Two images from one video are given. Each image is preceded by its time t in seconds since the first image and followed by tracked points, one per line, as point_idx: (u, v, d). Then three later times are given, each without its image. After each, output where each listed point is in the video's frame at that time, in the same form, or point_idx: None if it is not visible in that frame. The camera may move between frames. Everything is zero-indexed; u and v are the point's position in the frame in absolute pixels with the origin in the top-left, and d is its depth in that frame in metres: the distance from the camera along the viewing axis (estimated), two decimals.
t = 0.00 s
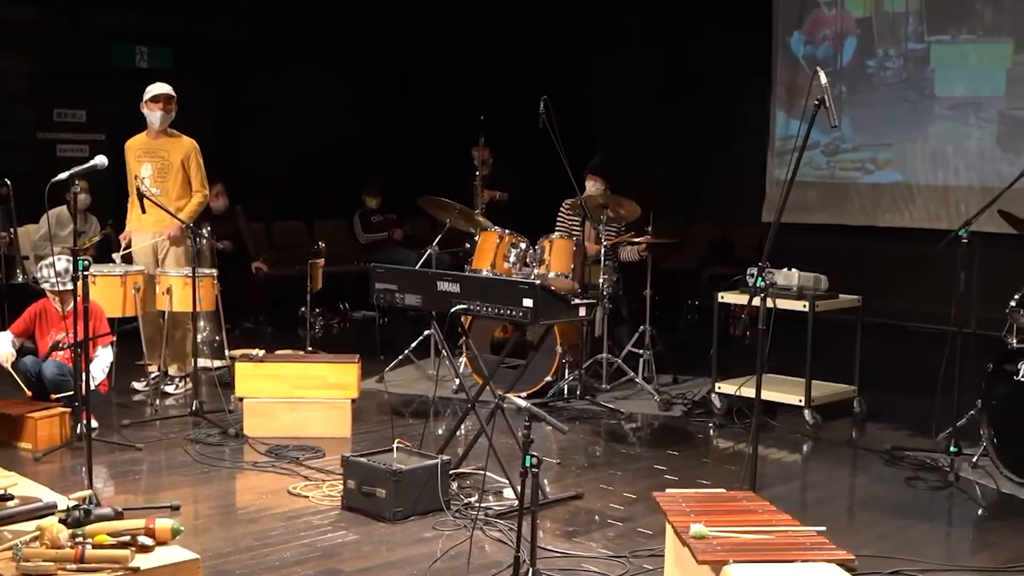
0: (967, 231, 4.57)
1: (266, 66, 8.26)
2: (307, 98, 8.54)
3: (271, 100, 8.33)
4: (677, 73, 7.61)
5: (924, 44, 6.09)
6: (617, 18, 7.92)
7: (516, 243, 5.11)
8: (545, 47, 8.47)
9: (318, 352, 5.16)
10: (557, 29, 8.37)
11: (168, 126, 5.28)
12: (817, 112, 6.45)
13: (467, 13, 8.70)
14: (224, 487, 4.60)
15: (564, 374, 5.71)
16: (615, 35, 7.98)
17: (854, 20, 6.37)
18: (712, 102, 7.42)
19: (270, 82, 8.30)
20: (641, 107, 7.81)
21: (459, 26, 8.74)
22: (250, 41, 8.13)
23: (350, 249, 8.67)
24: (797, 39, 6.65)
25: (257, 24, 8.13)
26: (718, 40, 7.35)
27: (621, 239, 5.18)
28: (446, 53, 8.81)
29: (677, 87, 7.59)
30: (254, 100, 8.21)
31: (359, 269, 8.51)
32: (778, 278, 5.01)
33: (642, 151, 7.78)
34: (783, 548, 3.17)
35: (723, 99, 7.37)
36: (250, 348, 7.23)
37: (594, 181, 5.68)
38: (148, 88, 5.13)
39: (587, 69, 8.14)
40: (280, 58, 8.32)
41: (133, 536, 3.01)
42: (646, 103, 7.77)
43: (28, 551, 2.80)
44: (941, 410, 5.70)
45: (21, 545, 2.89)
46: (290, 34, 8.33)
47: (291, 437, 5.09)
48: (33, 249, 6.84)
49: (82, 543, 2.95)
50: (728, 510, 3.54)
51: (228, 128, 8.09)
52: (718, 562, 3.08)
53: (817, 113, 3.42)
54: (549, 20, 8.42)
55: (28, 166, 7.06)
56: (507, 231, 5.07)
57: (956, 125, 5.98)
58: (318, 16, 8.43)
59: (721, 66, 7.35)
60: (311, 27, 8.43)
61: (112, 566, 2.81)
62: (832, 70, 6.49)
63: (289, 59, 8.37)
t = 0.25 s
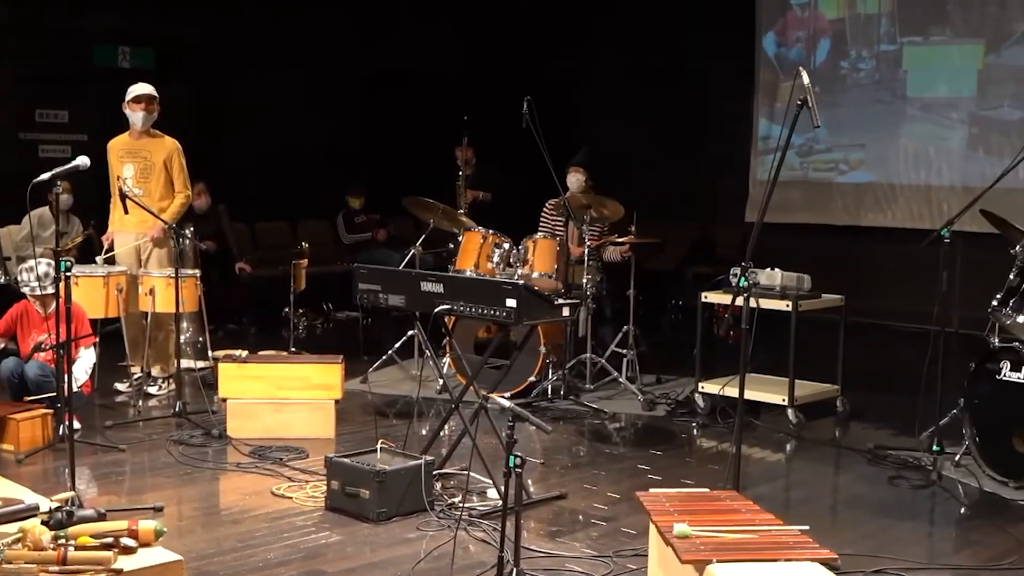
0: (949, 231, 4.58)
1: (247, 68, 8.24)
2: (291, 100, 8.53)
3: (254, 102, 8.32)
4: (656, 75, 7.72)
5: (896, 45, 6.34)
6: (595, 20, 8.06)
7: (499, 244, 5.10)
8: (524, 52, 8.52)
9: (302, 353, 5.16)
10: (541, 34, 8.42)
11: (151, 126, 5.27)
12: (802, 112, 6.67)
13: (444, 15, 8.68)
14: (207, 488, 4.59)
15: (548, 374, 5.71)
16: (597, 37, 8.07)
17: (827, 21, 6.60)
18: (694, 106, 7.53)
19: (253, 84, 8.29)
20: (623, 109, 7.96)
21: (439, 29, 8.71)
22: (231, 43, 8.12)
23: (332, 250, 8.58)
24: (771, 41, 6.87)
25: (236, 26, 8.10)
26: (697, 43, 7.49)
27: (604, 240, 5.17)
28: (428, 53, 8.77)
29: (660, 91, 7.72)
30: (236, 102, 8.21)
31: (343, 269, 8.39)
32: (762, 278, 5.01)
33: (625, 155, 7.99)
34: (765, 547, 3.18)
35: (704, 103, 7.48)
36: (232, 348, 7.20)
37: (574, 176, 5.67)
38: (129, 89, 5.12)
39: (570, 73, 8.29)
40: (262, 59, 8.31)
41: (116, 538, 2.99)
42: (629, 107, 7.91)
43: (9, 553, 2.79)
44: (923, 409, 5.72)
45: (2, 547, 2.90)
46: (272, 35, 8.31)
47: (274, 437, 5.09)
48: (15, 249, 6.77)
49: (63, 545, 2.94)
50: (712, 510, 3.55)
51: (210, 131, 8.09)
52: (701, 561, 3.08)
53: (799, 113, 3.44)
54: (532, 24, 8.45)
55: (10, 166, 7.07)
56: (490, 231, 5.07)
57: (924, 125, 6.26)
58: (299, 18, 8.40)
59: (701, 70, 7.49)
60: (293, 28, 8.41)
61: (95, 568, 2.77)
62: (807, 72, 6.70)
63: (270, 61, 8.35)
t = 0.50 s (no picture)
0: (934, 231, 4.60)
1: (235, 69, 8.21)
2: (279, 100, 8.52)
3: (242, 102, 8.31)
4: (646, 74, 7.56)
5: (872, 46, 6.15)
6: (587, 20, 7.87)
7: (486, 244, 5.11)
8: (511, 50, 8.37)
9: (289, 353, 5.15)
10: (532, 32, 8.22)
11: (136, 127, 5.28)
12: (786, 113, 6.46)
13: (425, 14, 8.53)
14: (194, 489, 4.58)
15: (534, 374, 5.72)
16: (584, 35, 7.93)
17: (803, 22, 6.44)
18: (682, 105, 7.39)
19: (240, 85, 8.27)
20: (611, 106, 7.81)
21: (425, 28, 8.57)
22: (220, 44, 8.09)
23: (318, 251, 8.66)
24: (749, 40, 6.69)
25: (224, 27, 8.08)
26: (687, 40, 7.33)
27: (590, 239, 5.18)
28: (414, 53, 8.63)
29: (648, 88, 7.57)
30: (224, 102, 8.20)
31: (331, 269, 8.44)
32: (748, 277, 5.03)
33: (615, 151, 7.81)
34: (752, 546, 3.19)
35: (692, 101, 7.32)
36: (218, 349, 7.18)
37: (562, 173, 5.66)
38: (115, 90, 5.13)
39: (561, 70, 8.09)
40: (250, 60, 8.28)
41: (102, 540, 3.01)
42: (615, 104, 7.78)
43: None
44: (909, 409, 5.74)
45: None
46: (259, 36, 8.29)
47: (261, 438, 5.08)
48: None
49: (50, 546, 2.94)
50: (698, 509, 3.55)
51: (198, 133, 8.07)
52: (688, 561, 3.08)
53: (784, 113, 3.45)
54: (526, 21, 8.25)
55: None
56: (477, 232, 5.09)
57: (903, 125, 6.08)
58: (286, 20, 8.37)
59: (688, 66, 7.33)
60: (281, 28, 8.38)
61: (81, 570, 2.77)
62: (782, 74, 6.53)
63: (258, 62, 8.34)
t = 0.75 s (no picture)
0: (917, 231, 4.62)
1: (232, 69, 8.26)
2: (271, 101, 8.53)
3: (234, 102, 8.31)
4: (643, 75, 7.50)
5: (847, 47, 6.24)
6: (570, 19, 7.89)
7: (470, 244, 5.11)
8: (497, 53, 8.34)
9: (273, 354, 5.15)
10: (531, 31, 8.13)
11: (119, 127, 5.29)
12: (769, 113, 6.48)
13: (421, 18, 8.61)
14: (178, 490, 4.57)
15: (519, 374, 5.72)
16: (572, 34, 7.89)
17: (778, 24, 6.54)
18: (669, 104, 7.37)
19: (233, 85, 8.28)
20: (595, 107, 7.78)
21: (417, 30, 8.64)
22: (215, 44, 8.13)
23: (305, 251, 8.61)
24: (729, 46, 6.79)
25: (225, 26, 8.15)
26: (674, 41, 7.34)
27: (574, 240, 5.18)
28: (406, 56, 8.70)
29: (635, 88, 7.54)
30: (217, 102, 8.20)
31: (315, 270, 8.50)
32: (732, 277, 5.04)
33: (601, 151, 7.75)
34: (735, 546, 3.19)
35: (683, 102, 7.30)
36: (202, 350, 7.16)
37: (545, 172, 5.67)
38: (97, 90, 5.12)
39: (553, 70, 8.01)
40: (244, 60, 8.31)
41: (86, 541, 2.98)
42: (599, 105, 7.75)
43: None
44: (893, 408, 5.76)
45: None
46: (250, 37, 8.32)
47: (245, 439, 5.06)
48: None
49: (33, 549, 2.92)
50: (682, 509, 3.55)
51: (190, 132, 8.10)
52: (672, 560, 3.08)
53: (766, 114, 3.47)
54: (525, 21, 8.17)
55: None
56: (461, 232, 5.08)
57: (879, 125, 6.13)
58: (280, 23, 8.45)
59: (677, 67, 7.32)
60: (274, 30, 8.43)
61: (63, 572, 2.75)
62: (757, 74, 6.62)
63: (255, 62, 8.38)
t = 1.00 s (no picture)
0: (902, 231, 4.64)
1: (229, 69, 8.27)
2: (265, 104, 8.52)
3: (228, 104, 8.31)
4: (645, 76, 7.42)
5: (822, 48, 6.31)
6: (547, 19, 7.95)
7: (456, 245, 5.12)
8: (498, 54, 8.25)
9: (258, 355, 5.14)
10: (535, 31, 8.03)
11: (103, 128, 5.28)
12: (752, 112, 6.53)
13: (417, 22, 8.63)
14: (163, 491, 4.56)
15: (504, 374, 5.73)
16: (564, 36, 7.86)
17: (754, 26, 6.60)
18: (662, 105, 7.34)
19: (229, 88, 8.30)
20: (589, 107, 7.73)
21: (414, 34, 8.64)
22: (210, 44, 8.13)
23: (290, 250, 8.67)
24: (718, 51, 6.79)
25: (225, 26, 8.18)
26: (666, 41, 7.30)
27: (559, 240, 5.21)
28: (402, 60, 8.70)
29: (624, 89, 7.53)
30: (209, 104, 8.21)
31: (299, 271, 8.62)
32: (717, 277, 5.05)
33: (589, 155, 7.74)
34: (719, 545, 3.19)
35: (678, 103, 7.25)
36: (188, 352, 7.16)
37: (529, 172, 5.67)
38: (81, 91, 5.12)
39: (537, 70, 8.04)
40: (238, 62, 8.31)
41: (70, 543, 2.98)
42: (595, 106, 7.70)
43: None
44: (877, 408, 5.77)
45: None
46: (249, 39, 8.33)
47: (230, 440, 5.05)
48: None
49: (16, 550, 2.90)
50: (666, 509, 3.55)
51: (186, 131, 8.10)
52: (657, 560, 3.08)
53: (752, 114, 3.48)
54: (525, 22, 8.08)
55: None
56: (446, 232, 5.09)
57: (857, 126, 6.18)
58: (280, 23, 8.47)
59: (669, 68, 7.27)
60: (273, 30, 8.44)
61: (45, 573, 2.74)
62: (734, 74, 6.68)
63: (251, 63, 8.37)
